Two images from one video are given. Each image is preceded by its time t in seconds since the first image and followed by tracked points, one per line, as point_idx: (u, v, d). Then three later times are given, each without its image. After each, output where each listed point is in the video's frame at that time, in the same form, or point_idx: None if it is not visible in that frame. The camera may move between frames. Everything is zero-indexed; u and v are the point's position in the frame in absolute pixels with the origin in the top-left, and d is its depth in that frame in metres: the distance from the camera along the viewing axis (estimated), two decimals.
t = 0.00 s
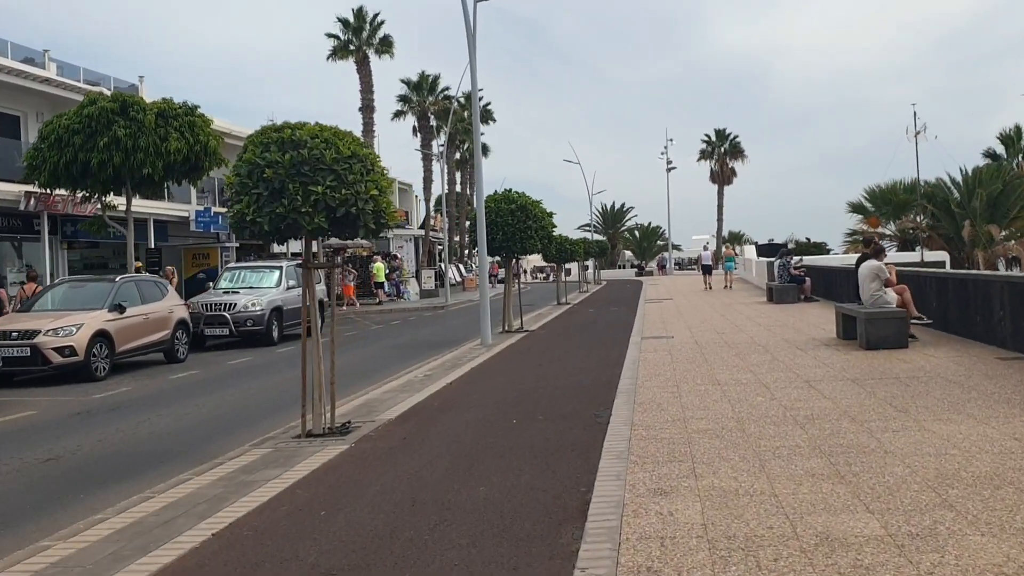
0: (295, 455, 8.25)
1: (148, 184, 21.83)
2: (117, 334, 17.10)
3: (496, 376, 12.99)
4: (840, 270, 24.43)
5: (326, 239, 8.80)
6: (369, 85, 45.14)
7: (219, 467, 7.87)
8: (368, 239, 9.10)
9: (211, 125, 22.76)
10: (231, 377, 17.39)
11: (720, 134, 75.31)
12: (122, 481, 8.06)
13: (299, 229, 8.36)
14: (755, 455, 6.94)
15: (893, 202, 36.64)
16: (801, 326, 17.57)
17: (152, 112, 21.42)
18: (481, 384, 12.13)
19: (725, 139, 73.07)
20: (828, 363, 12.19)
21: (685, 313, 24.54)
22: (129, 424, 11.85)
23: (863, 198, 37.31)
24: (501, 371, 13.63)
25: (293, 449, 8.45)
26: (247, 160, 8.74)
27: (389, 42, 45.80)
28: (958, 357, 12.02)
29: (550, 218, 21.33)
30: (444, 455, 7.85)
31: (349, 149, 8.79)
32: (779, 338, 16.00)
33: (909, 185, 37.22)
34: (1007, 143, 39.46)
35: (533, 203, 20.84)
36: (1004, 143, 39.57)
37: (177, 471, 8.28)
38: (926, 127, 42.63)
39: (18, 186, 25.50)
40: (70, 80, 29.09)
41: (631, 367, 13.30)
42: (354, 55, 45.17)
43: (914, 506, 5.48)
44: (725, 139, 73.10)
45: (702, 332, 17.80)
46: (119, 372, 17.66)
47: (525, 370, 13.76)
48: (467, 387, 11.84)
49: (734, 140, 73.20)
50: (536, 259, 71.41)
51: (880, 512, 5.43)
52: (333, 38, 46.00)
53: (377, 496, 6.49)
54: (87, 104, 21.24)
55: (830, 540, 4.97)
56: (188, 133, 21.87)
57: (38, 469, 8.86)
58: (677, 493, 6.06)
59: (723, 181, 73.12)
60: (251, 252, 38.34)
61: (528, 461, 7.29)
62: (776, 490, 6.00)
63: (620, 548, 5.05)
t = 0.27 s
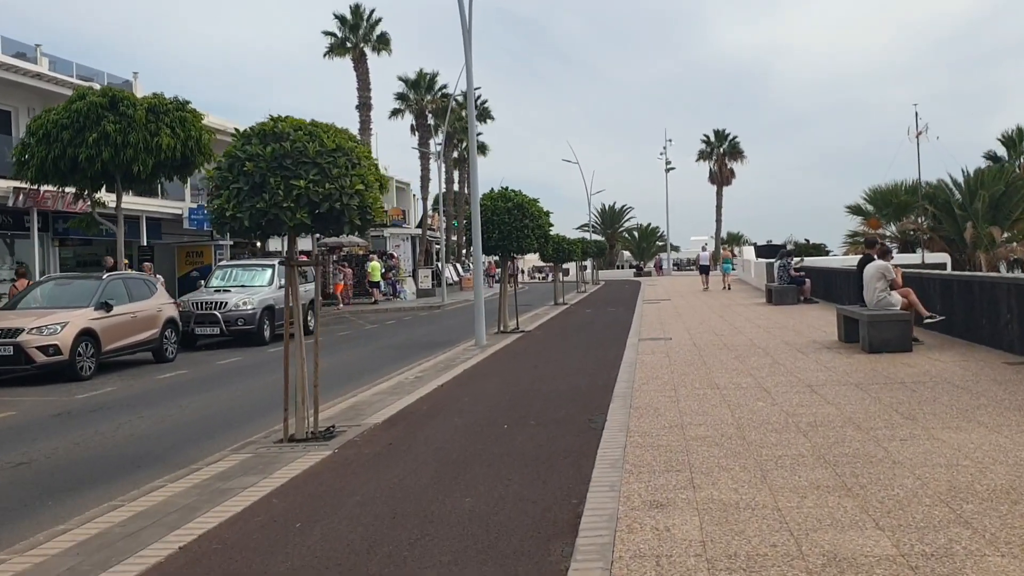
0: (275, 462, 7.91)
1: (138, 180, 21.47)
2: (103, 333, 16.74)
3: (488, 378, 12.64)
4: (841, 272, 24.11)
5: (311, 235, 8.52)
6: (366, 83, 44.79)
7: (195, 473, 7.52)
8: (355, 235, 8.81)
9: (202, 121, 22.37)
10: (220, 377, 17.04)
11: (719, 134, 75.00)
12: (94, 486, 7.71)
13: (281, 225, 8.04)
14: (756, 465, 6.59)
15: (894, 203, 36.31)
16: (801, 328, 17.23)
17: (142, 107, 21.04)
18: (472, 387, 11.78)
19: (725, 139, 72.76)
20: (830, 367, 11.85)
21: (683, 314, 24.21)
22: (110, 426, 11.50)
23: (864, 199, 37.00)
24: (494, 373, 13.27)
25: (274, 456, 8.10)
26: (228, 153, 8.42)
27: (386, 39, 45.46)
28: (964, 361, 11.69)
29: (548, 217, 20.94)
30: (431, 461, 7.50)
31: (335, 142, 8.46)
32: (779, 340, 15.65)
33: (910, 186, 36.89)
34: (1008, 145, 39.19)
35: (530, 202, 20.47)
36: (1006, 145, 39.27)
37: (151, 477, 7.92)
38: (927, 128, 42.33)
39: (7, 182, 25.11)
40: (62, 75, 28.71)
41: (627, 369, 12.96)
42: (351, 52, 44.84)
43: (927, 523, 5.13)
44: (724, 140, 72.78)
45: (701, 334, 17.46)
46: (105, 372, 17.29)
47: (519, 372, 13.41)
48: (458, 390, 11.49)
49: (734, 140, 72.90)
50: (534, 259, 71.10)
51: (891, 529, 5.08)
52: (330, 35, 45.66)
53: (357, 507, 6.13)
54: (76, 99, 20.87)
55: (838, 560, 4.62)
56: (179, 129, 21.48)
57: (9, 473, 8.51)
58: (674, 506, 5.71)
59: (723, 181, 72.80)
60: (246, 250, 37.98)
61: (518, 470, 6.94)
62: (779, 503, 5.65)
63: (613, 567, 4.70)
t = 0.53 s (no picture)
0: (251, 474, 7.54)
1: (122, 179, 21.03)
2: (83, 336, 16.33)
3: (477, 382, 12.28)
4: (837, 272, 23.80)
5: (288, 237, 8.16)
6: (357, 81, 44.37)
7: (166, 487, 7.13)
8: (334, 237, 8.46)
9: (188, 119, 21.93)
10: (205, 380, 16.65)
11: (713, 134, 74.73)
12: (59, 499, 7.33)
13: (256, 225, 7.67)
14: (756, 479, 6.23)
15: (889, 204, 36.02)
16: (798, 330, 16.90)
17: (126, 105, 20.62)
18: (461, 391, 11.40)
19: (719, 139, 72.49)
20: (829, 371, 11.52)
21: (678, 315, 23.89)
22: (85, 432, 11.11)
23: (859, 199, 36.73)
24: (484, 376, 12.90)
25: (250, 468, 7.73)
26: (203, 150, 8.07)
27: (378, 37, 45.04)
28: (967, 365, 11.36)
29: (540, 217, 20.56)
30: (414, 474, 7.12)
31: (313, 138, 8.08)
32: (776, 343, 15.31)
33: (906, 185, 36.60)
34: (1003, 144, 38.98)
35: (522, 201, 20.08)
36: (1002, 144, 39.05)
37: (120, 490, 7.54)
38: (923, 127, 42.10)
39: None
40: (46, 73, 28.26)
41: (621, 373, 12.60)
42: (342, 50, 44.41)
43: (943, 546, 4.77)
44: (718, 139, 72.51)
45: (695, 336, 17.12)
46: (86, 375, 16.88)
47: (510, 375, 13.05)
48: (446, 395, 11.12)
49: (728, 140, 72.63)
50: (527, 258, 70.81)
51: (904, 552, 4.73)
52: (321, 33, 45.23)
53: (332, 526, 5.76)
54: (58, 96, 20.45)
55: None
56: (164, 127, 21.05)
57: None
58: (669, 525, 5.36)
59: (717, 181, 72.52)
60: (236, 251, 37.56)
61: (505, 483, 6.57)
62: (781, 523, 5.29)
63: None
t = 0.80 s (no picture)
0: (192, 489, 7.13)
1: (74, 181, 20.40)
2: (31, 342, 15.74)
3: (438, 389, 11.92)
4: (804, 274, 23.74)
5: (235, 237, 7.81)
6: (321, 82, 43.80)
7: (100, 505, 6.70)
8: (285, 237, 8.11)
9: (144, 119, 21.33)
10: (158, 387, 16.12)
11: (680, 136, 74.90)
12: None
13: (199, 225, 7.30)
14: (723, 491, 5.94)
15: (854, 205, 36.15)
16: (765, 333, 16.72)
17: (78, 103, 20.02)
18: (421, 398, 11.04)
19: (685, 141, 72.66)
20: (797, 375, 11.31)
21: (645, 317, 23.69)
22: (26, 444, 10.60)
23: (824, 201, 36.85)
24: (447, 381, 12.55)
25: (192, 482, 7.32)
26: (142, 145, 7.64)
27: (342, 37, 44.52)
28: (935, 368, 11.22)
29: (505, 219, 20.23)
30: (365, 488, 6.75)
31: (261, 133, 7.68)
32: (743, 346, 15.12)
33: (870, 187, 36.75)
34: (966, 147, 39.35)
35: (486, 203, 19.73)
36: (964, 147, 39.42)
37: (52, 508, 7.10)
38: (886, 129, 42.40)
39: None
40: None
41: (585, 378, 12.31)
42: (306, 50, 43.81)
43: (920, 564, 4.50)
44: (685, 141, 72.69)
45: (662, 339, 16.89)
46: (35, 383, 16.28)
47: (472, 381, 12.71)
48: (405, 403, 10.75)
49: (694, 142, 72.87)
50: (495, 261, 70.48)
51: (879, 572, 4.45)
52: (285, 32, 44.62)
53: (272, 547, 5.39)
54: (7, 94, 19.82)
55: None
56: (119, 127, 20.45)
57: None
58: (632, 543, 5.05)
59: (684, 183, 72.67)
60: (196, 254, 36.85)
61: (460, 498, 6.23)
62: (750, 540, 5.00)
63: None
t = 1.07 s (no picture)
0: (126, 504, 6.68)
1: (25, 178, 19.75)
2: None
3: (398, 393, 11.52)
4: (772, 274, 23.57)
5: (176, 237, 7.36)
6: (287, 79, 43.14)
7: (24, 523, 6.25)
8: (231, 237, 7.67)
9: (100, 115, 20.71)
10: (109, 392, 15.56)
11: (649, 136, 74.94)
12: None
13: (135, 224, 6.84)
14: (688, 505, 5.61)
15: (821, 205, 36.16)
16: (733, 334, 16.49)
17: (30, 99, 19.37)
18: (380, 404, 10.62)
19: (655, 141, 72.69)
20: (765, 377, 11.04)
21: (613, 318, 23.40)
22: None
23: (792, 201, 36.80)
24: (406, 385, 12.13)
25: (127, 497, 6.87)
26: (75, 138, 7.16)
27: (308, 34, 43.89)
28: (905, 370, 10.99)
29: (471, 218, 19.80)
30: (310, 502, 6.35)
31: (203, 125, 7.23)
32: (711, 347, 14.86)
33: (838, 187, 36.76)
34: (932, 147, 39.51)
35: (452, 202, 19.29)
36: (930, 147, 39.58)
37: None
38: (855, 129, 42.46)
39: None
40: None
41: (549, 380, 11.95)
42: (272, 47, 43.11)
43: None
44: (655, 141, 72.72)
45: (630, 341, 16.58)
46: None
47: (434, 384, 12.32)
48: (361, 409, 10.33)
49: (664, 143, 72.87)
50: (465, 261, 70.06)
51: None
52: (250, 29, 43.89)
53: (203, 571, 4.98)
54: None
55: None
56: (72, 123, 19.83)
57: None
58: (591, 565, 4.71)
59: (654, 183, 72.71)
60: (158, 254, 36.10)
61: (410, 514, 5.85)
62: (716, 560, 4.67)
63: None
